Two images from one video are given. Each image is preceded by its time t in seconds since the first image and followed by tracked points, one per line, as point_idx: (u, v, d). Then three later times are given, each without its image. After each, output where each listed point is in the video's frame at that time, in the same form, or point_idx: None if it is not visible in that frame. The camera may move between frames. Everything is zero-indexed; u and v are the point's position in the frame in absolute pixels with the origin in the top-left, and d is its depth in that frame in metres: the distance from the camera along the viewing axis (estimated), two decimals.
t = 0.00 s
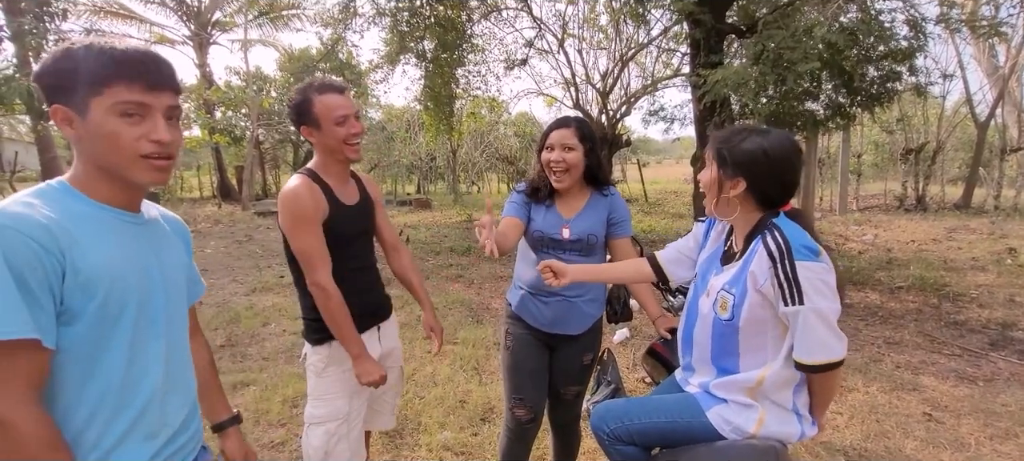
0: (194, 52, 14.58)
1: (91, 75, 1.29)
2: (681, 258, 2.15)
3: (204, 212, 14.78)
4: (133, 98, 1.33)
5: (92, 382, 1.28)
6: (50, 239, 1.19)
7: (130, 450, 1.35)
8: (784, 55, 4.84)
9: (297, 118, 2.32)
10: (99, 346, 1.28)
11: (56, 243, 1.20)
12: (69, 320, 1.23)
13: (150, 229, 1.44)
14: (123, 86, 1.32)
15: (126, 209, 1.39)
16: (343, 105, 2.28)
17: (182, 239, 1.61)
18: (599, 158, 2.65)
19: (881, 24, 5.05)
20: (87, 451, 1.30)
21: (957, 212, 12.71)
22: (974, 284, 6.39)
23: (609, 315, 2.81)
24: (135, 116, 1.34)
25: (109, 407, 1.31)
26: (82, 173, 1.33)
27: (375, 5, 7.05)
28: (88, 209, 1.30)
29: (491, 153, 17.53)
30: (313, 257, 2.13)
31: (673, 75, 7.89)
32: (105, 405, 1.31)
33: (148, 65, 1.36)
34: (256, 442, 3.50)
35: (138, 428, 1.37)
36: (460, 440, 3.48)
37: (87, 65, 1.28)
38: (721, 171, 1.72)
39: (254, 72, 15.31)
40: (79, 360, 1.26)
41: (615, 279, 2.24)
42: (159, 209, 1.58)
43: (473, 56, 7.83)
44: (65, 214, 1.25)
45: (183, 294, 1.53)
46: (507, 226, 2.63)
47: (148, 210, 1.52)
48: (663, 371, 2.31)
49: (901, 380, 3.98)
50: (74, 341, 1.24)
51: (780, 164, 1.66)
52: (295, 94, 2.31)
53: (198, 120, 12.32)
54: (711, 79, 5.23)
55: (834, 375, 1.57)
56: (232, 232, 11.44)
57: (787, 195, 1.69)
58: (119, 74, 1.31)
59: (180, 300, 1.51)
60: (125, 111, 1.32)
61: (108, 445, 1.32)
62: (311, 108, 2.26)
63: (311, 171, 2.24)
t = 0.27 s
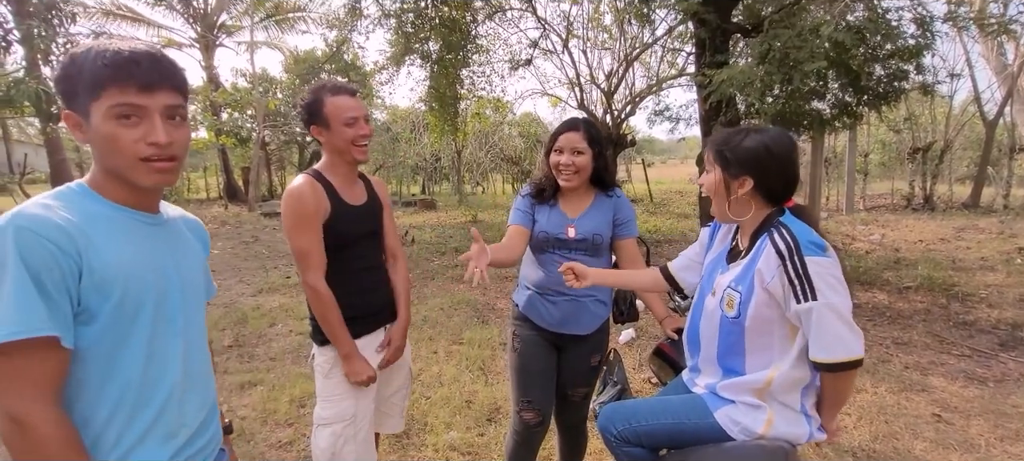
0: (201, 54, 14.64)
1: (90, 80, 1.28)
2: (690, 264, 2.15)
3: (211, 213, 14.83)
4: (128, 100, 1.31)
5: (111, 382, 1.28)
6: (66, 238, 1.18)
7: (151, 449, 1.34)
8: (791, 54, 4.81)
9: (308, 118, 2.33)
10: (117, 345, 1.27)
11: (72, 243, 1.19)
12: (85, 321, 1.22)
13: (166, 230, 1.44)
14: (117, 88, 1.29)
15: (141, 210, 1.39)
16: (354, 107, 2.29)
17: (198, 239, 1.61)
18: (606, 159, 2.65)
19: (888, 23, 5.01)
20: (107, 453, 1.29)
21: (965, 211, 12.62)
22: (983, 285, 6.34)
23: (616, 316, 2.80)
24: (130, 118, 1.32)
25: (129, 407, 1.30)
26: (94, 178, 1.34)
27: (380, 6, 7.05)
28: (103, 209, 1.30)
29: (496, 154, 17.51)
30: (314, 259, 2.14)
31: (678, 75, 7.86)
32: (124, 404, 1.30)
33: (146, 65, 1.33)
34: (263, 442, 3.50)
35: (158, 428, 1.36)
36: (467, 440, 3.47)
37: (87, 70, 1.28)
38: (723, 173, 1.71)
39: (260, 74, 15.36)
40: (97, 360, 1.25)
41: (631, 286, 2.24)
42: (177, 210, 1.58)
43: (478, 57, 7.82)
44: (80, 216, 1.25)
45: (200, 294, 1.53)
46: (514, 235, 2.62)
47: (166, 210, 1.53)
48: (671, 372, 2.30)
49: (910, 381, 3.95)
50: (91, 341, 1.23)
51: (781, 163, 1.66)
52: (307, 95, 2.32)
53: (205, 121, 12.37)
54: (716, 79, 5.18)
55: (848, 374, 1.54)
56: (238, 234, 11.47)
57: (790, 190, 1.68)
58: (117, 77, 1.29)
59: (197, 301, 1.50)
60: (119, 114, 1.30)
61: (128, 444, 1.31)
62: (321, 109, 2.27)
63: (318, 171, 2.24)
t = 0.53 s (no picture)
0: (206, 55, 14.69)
1: (126, 79, 1.28)
2: (700, 267, 2.11)
3: (216, 213, 14.87)
4: (168, 103, 1.33)
5: (118, 382, 1.27)
6: (71, 239, 1.17)
7: (158, 448, 1.33)
8: (796, 54, 4.78)
9: (317, 116, 2.33)
10: (124, 344, 1.26)
11: (78, 243, 1.18)
12: (92, 321, 1.21)
13: (177, 227, 1.43)
14: (158, 90, 1.32)
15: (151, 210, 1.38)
16: (363, 107, 2.30)
17: (210, 236, 1.60)
18: (607, 159, 2.64)
19: (895, 22, 4.98)
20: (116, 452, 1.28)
21: (972, 212, 12.53)
22: (991, 286, 6.29)
23: (620, 316, 2.78)
24: (170, 121, 1.34)
25: (136, 406, 1.29)
26: (110, 176, 1.32)
27: (384, 7, 7.06)
28: (113, 208, 1.29)
29: (501, 154, 17.50)
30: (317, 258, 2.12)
31: (683, 75, 7.84)
32: (131, 404, 1.29)
33: (181, 70, 1.36)
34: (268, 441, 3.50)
35: (166, 427, 1.34)
36: (471, 440, 3.46)
37: (125, 69, 1.28)
38: (729, 173, 1.70)
39: (265, 75, 15.41)
40: (105, 359, 1.24)
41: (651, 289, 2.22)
42: (185, 208, 1.58)
43: (482, 57, 7.82)
44: (87, 215, 1.24)
45: (211, 291, 1.51)
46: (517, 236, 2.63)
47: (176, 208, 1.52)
48: (676, 372, 2.28)
49: (917, 382, 3.92)
50: (98, 341, 1.22)
51: (786, 161, 1.64)
52: (317, 95, 2.34)
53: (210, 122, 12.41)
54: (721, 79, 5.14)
55: (849, 370, 1.50)
56: (243, 234, 11.50)
57: (795, 188, 1.66)
58: (155, 79, 1.31)
59: (208, 297, 1.49)
60: (161, 116, 1.32)
61: (136, 443, 1.30)
62: (332, 106, 2.27)
63: (324, 170, 2.24)
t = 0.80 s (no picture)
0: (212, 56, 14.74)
1: (153, 80, 1.28)
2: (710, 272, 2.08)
3: (221, 213, 14.92)
4: (192, 105, 1.34)
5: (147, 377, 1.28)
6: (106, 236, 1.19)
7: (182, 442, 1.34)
8: (802, 54, 4.75)
9: (325, 113, 2.33)
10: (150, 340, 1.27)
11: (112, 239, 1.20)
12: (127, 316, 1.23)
13: (187, 225, 1.44)
14: (182, 92, 1.32)
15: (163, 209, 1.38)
16: (370, 106, 2.30)
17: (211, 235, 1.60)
18: (604, 158, 2.61)
19: (901, 23, 4.96)
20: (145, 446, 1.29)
21: (979, 213, 12.45)
22: (998, 287, 6.24)
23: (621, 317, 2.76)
24: (194, 122, 1.35)
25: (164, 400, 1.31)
26: (127, 174, 1.32)
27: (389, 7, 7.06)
28: (131, 207, 1.30)
29: (505, 155, 17.50)
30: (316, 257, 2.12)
31: (687, 75, 7.82)
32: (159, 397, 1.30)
33: (203, 72, 1.37)
34: (272, 440, 3.51)
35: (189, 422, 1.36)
36: (475, 440, 3.46)
37: (152, 70, 1.28)
38: (736, 173, 1.68)
39: (270, 75, 15.45)
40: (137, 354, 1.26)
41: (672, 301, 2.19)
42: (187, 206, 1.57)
43: (486, 57, 7.82)
44: (111, 214, 1.24)
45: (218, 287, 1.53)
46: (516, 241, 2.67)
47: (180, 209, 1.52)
48: (680, 373, 2.27)
49: (923, 384, 3.89)
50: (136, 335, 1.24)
51: (793, 161, 1.63)
52: (326, 92, 2.35)
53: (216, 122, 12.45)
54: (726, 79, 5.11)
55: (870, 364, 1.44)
56: (248, 233, 11.53)
57: (801, 187, 1.65)
58: (179, 80, 1.32)
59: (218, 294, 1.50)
60: (187, 117, 1.33)
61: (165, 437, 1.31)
62: (340, 103, 2.27)
63: (328, 169, 2.25)
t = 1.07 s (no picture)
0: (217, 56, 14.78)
1: (183, 77, 1.28)
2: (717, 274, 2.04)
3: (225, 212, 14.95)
4: (218, 103, 1.34)
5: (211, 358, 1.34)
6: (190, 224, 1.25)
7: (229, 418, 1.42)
8: (807, 54, 4.73)
9: (326, 113, 2.32)
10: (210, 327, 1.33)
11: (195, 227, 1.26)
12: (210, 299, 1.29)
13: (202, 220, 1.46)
14: (208, 90, 1.31)
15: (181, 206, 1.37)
16: (373, 106, 2.30)
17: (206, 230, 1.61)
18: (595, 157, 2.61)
19: (906, 22, 4.94)
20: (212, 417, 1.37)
21: (985, 215, 12.38)
22: (1004, 289, 6.20)
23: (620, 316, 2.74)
24: (219, 120, 1.34)
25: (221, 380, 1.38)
26: (148, 171, 1.31)
27: (393, 7, 7.07)
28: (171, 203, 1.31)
29: (508, 155, 17.49)
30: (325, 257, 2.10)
31: (691, 75, 7.81)
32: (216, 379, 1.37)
33: (230, 71, 1.36)
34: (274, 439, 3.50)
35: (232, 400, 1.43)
36: (477, 440, 3.44)
37: (181, 68, 1.27)
38: (742, 171, 1.66)
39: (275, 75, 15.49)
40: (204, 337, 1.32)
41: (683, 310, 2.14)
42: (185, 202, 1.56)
43: (490, 57, 7.81)
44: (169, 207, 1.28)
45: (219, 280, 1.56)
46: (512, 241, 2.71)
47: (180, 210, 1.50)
48: (683, 374, 2.25)
49: (928, 386, 3.87)
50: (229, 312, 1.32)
51: (800, 161, 1.63)
52: (326, 93, 2.34)
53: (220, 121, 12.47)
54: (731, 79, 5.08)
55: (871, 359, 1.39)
56: (252, 232, 11.55)
57: (807, 189, 1.64)
58: (209, 78, 1.31)
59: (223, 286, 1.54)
60: (212, 115, 1.32)
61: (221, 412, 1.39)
62: (343, 103, 2.27)
63: (329, 169, 2.24)
